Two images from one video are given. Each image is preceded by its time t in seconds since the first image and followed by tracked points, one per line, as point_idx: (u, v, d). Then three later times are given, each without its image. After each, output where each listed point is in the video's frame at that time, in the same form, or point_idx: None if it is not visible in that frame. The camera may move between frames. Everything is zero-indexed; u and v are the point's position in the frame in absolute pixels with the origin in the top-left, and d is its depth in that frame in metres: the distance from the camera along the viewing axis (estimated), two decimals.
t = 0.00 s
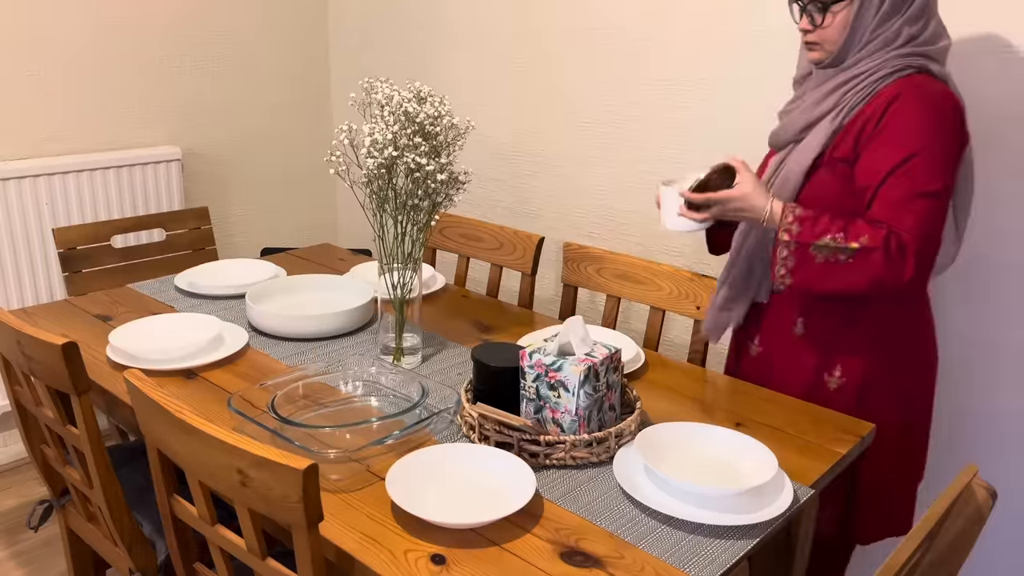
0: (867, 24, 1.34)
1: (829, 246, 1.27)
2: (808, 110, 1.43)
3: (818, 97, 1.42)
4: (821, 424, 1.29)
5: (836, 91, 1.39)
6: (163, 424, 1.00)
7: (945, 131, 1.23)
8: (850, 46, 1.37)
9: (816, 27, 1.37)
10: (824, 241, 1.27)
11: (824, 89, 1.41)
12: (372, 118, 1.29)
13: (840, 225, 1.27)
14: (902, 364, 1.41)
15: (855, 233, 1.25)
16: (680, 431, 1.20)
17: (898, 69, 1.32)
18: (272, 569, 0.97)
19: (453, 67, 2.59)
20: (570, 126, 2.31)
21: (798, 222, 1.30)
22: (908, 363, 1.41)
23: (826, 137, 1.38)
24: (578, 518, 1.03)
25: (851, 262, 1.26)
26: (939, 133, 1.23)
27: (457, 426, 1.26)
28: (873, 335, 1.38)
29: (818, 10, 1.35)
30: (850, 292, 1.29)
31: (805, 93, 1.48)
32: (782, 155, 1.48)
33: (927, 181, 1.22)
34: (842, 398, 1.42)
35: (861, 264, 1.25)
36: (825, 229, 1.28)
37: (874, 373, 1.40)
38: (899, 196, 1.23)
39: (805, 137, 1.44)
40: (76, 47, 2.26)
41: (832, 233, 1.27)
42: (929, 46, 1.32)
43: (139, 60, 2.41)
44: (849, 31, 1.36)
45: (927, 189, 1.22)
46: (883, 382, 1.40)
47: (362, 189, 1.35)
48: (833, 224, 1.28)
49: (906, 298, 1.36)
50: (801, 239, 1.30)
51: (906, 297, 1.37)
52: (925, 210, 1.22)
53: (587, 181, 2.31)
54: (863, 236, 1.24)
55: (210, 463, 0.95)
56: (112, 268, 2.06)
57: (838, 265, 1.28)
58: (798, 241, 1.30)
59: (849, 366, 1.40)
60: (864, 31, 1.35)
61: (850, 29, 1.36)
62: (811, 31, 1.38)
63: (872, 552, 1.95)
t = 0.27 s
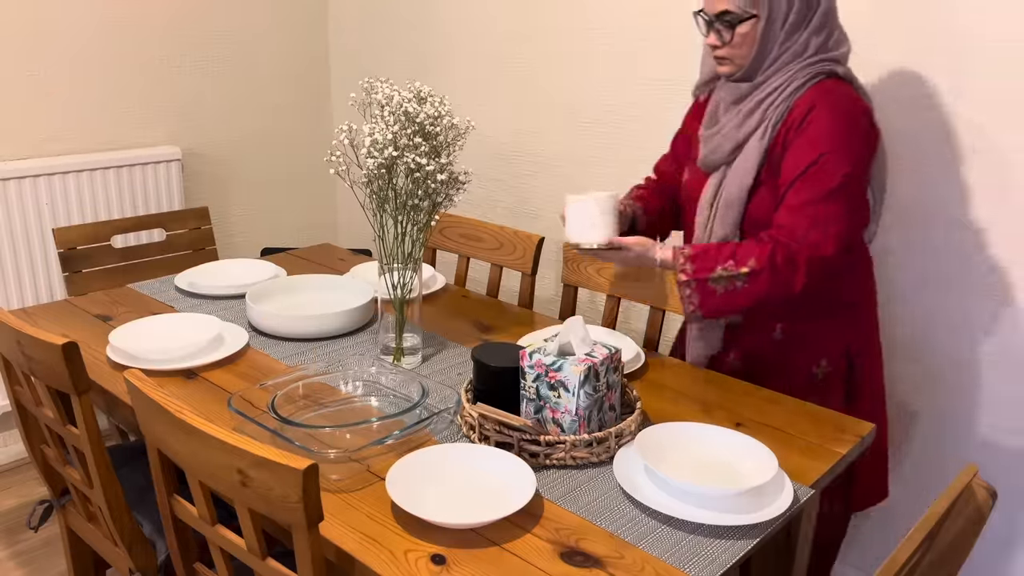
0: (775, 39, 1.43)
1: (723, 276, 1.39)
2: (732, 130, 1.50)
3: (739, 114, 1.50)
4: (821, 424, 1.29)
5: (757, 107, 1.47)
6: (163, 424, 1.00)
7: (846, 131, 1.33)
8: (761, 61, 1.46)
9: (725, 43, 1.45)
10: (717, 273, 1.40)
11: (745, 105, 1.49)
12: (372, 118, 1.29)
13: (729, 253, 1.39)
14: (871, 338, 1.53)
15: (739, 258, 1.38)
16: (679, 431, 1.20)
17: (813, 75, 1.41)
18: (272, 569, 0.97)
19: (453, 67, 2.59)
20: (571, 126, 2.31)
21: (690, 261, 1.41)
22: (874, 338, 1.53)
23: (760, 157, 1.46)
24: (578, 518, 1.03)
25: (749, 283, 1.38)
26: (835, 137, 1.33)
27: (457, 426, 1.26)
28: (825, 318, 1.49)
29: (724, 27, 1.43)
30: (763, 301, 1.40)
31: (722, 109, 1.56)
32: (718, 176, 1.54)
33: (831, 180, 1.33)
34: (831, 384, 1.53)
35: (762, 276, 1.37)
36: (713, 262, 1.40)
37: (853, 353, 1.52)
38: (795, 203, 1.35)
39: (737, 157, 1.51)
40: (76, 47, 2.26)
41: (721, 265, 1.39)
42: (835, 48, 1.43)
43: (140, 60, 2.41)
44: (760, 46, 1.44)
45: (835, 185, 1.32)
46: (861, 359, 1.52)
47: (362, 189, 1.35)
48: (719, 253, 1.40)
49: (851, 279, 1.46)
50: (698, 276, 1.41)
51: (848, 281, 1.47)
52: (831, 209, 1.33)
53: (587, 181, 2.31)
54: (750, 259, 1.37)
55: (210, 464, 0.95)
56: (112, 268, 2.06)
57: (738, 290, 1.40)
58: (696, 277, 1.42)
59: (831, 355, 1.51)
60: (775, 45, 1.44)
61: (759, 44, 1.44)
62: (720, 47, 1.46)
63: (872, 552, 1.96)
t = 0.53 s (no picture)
0: (679, 40, 1.54)
1: (644, 270, 1.45)
2: (648, 133, 1.60)
3: (648, 115, 1.61)
4: (821, 424, 1.29)
5: (665, 107, 1.57)
6: (163, 424, 1.00)
7: (746, 104, 1.47)
8: (667, 63, 1.56)
9: (634, 47, 1.53)
10: (637, 269, 1.45)
11: (655, 106, 1.60)
12: (373, 118, 1.29)
13: (642, 248, 1.46)
14: (802, 283, 1.71)
15: (653, 247, 1.45)
16: (679, 430, 1.20)
17: (711, 67, 1.54)
18: (272, 569, 0.97)
19: (453, 67, 2.59)
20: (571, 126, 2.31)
21: (608, 267, 1.46)
22: (803, 285, 1.70)
23: (678, 153, 1.56)
24: (578, 518, 1.03)
25: (668, 269, 1.45)
26: (735, 113, 1.47)
27: (457, 426, 1.26)
28: (748, 270, 1.64)
29: (631, 32, 1.51)
30: (683, 282, 1.49)
31: (630, 114, 1.66)
32: (644, 180, 1.64)
33: (738, 150, 1.45)
34: (786, 330, 1.68)
35: (678, 260, 1.45)
36: (629, 260, 1.46)
37: (793, 298, 1.69)
38: (704, 182, 1.46)
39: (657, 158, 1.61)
40: (76, 48, 2.26)
41: (639, 259, 1.45)
42: (722, 41, 1.58)
43: (140, 60, 2.41)
44: (666, 48, 1.54)
45: (746, 153, 1.45)
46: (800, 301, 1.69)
47: (363, 189, 1.35)
48: (631, 250, 1.46)
49: (766, 231, 1.62)
50: (620, 279, 1.46)
51: (761, 236, 1.62)
52: (739, 179, 1.46)
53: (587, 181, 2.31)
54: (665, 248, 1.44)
55: (209, 464, 0.95)
56: (112, 268, 2.05)
57: (661, 276, 1.46)
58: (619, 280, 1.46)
59: (779, 303, 1.67)
60: (679, 46, 1.55)
61: (664, 47, 1.54)
62: (629, 51, 1.53)
63: (872, 552, 1.96)
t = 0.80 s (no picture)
0: (626, 60, 1.55)
1: (591, 281, 1.44)
2: (606, 155, 1.61)
3: (603, 136, 1.62)
4: (820, 423, 1.29)
5: (618, 129, 1.59)
6: (163, 424, 1.00)
7: (692, 106, 1.48)
8: (614, 87, 1.58)
9: (583, 70, 1.54)
10: (583, 281, 1.44)
11: (609, 129, 1.61)
12: (373, 118, 1.29)
13: (586, 258, 1.46)
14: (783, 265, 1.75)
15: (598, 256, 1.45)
16: (680, 430, 1.20)
17: (657, 81, 1.55)
18: (272, 569, 0.97)
19: (453, 67, 2.59)
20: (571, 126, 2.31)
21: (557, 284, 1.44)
22: (783, 269, 1.73)
23: (634, 170, 1.58)
24: (578, 518, 1.03)
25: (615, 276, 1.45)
26: (679, 116, 1.47)
27: (457, 426, 1.26)
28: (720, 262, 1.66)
29: (579, 56, 1.52)
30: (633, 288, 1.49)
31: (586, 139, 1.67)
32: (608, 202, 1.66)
33: (685, 152, 1.44)
34: (771, 312, 1.73)
35: (620, 265, 1.45)
36: (574, 275, 1.44)
37: (775, 282, 1.73)
38: (644, 187, 1.45)
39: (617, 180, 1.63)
40: (76, 48, 2.26)
41: (584, 270, 1.44)
42: (670, 55, 1.59)
43: (140, 60, 2.41)
44: (613, 70, 1.55)
45: (700, 151, 1.45)
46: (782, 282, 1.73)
47: (362, 189, 1.34)
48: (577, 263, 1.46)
49: (733, 224, 1.63)
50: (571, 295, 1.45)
51: (728, 231, 1.63)
52: (686, 180, 1.45)
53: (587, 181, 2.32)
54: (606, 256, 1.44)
55: (209, 463, 0.95)
56: (112, 269, 2.06)
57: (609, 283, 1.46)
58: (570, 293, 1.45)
59: (762, 287, 1.71)
60: (627, 66, 1.56)
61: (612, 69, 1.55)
62: (576, 74, 1.55)
63: (872, 552, 1.96)
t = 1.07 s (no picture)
0: (614, 67, 1.57)
1: (668, 275, 1.45)
2: (610, 163, 1.60)
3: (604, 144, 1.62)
4: (821, 424, 1.29)
5: (620, 135, 1.59)
6: (163, 423, 1.00)
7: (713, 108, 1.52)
8: (605, 94, 1.59)
9: (574, 79, 1.53)
10: (662, 273, 1.45)
11: (608, 136, 1.61)
12: (373, 118, 1.29)
13: (664, 254, 1.46)
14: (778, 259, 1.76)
15: (674, 252, 1.45)
16: (680, 431, 1.20)
17: (651, 85, 1.58)
18: (272, 569, 0.97)
19: (453, 67, 2.59)
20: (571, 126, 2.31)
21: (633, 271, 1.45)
22: (780, 263, 1.74)
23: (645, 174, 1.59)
24: (578, 518, 1.03)
25: (692, 271, 1.46)
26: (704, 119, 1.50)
27: (457, 426, 1.26)
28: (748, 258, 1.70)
29: (568, 66, 1.51)
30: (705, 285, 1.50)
31: (580, 148, 1.67)
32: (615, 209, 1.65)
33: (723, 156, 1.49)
34: (769, 306, 1.73)
35: (701, 263, 1.46)
36: (653, 266, 1.45)
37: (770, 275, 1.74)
38: (700, 189, 1.47)
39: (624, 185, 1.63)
40: (76, 48, 2.26)
41: (663, 265, 1.45)
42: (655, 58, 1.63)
43: (140, 60, 2.41)
44: (603, 77, 1.56)
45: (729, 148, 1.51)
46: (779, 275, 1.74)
47: (362, 189, 1.34)
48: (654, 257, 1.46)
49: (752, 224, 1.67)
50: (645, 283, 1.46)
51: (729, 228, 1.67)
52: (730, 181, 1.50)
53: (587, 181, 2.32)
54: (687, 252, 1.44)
55: (210, 463, 0.95)
56: (113, 269, 2.06)
57: (685, 280, 1.47)
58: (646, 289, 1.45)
59: (759, 282, 1.71)
60: (617, 73, 1.58)
61: (602, 76, 1.56)
62: (567, 86, 1.53)
63: (871, 552, 1.96)
